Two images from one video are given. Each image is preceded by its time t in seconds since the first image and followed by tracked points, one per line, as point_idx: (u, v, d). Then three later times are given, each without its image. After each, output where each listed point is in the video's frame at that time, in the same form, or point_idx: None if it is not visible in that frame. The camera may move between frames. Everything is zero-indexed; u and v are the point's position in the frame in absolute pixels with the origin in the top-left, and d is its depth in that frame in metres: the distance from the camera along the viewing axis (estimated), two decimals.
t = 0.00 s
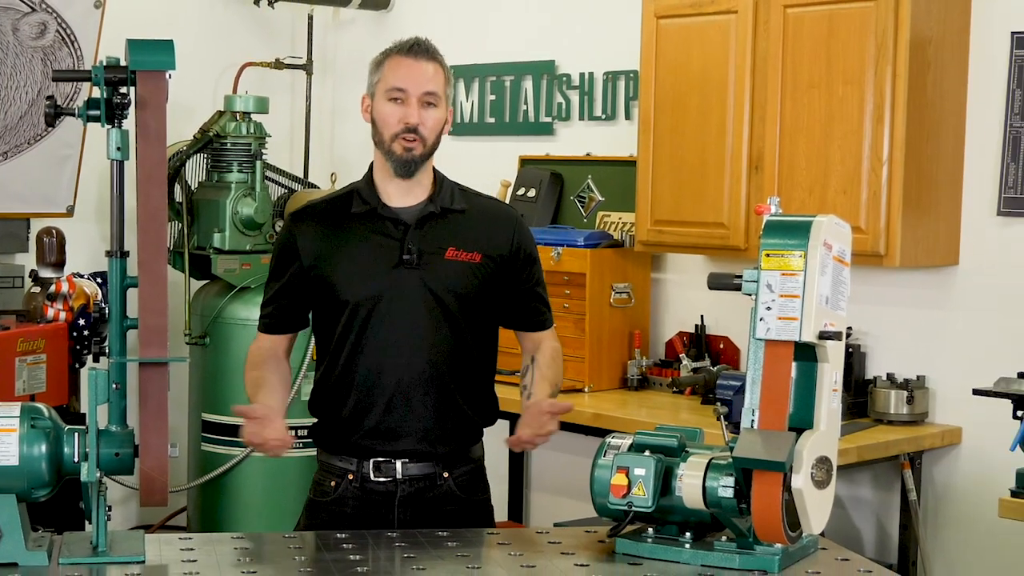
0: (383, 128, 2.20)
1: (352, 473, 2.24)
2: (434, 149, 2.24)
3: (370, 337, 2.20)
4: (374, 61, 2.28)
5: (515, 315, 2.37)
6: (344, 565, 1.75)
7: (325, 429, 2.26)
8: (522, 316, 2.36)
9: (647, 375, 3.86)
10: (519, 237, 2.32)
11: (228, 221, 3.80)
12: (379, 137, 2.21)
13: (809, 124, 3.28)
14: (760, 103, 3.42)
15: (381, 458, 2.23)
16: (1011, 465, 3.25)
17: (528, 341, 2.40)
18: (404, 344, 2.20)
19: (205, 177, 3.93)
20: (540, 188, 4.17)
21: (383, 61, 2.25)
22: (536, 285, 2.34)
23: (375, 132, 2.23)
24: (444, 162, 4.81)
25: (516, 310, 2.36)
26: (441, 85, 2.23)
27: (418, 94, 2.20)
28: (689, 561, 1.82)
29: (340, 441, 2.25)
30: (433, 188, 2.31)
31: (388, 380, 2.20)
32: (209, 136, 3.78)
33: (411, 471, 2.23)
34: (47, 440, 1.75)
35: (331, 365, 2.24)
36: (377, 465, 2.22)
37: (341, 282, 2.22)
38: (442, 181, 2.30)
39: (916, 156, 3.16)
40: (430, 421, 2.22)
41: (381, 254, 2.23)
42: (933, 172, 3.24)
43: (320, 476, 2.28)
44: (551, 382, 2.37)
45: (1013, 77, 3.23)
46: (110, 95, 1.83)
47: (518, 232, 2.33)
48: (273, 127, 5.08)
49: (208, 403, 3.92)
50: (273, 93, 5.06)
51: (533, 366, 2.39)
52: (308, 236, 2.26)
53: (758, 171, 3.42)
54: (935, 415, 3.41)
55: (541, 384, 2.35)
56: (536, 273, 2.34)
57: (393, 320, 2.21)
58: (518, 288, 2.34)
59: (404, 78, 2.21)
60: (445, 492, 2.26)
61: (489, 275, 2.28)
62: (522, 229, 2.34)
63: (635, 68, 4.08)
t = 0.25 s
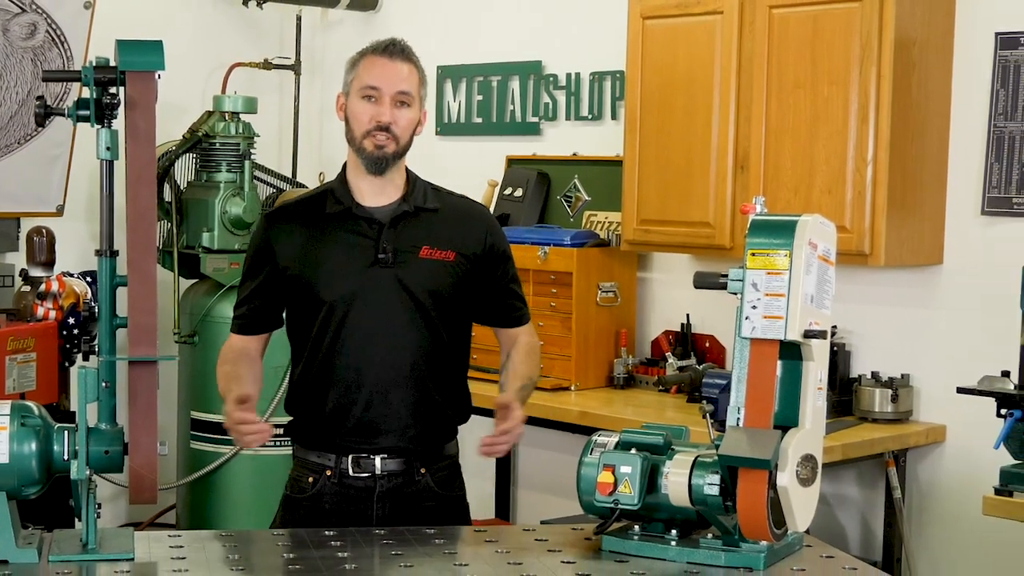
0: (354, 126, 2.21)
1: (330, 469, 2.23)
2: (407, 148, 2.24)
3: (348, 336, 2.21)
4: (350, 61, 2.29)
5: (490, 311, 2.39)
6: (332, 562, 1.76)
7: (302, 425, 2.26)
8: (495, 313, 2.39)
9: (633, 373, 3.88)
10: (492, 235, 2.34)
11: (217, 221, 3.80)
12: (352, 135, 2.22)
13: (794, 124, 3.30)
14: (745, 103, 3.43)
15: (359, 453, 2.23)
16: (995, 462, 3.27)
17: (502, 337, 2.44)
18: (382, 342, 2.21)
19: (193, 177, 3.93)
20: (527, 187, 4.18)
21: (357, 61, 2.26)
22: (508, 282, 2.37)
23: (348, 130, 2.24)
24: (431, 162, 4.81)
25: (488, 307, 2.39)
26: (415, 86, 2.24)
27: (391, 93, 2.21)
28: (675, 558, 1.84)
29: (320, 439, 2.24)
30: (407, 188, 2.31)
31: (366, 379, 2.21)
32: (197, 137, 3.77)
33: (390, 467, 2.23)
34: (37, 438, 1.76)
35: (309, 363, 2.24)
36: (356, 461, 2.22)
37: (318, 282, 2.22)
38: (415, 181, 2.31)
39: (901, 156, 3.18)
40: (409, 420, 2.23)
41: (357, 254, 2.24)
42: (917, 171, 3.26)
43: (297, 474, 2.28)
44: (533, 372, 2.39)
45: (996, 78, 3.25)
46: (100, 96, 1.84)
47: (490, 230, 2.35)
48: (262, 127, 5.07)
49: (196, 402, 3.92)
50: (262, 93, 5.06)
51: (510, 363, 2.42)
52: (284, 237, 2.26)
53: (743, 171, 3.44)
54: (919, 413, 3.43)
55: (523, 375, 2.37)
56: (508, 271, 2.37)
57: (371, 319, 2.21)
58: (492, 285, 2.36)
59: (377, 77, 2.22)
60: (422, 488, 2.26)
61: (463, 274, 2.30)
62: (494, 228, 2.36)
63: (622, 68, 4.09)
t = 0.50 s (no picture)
0: (332, 124, 2.22)
1: (306, 468, 2.24)
2: (384, 146, 2.25)
3: (327, 334, 2.23)
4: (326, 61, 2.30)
5: (460, 316, 2.38)
6: (319, 560, 1.76)
7: (279, 421, 2.27)
8: (466, 316, 2.38)
9: (619, 372, 3.89)
10: (465, 235, 2.34)
11: (206, 220, 3.80)
12: (329, 133, 2.23)
13: (778, 122, 3.32)
14: (731, 103, 3.45)
15: (336, 454, 2.24)
16: (978, 460, 3.30)
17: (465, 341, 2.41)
18: (361, 340, 2.23)
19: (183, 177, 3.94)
20: (514, 187, 4.19)
21: (333, 59, 2.27)
22: (481, 283, 2.37)
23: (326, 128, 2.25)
24: (418, 162, 4.81)
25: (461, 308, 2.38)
26: (390, 81, 2.25)
27: (366, 89, 2.23)
28: (660, 555, 1.85)
29: (299, 438, 2.25)
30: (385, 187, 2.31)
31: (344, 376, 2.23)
32: (187, 137, 3.80)
33: (365, 467, 2.24)
34: (26, 437, 1.75)
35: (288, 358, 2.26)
36: (332, 461, 2.23)
37: (297, 281, 2.23)
38: (393, 181, 2.31)
39: (885, 156, 3.20)
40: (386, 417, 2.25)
41: (335, 252, 2.24)
42: (901, 171, 3.27)
43: (274, 473, 2.28)
44: (478, 375, 2.34)
45: (980, 78, 3.27)
46: (90, 96, 1.84)
47: (465, 231, 2.35)
48: (250, 127, 5.07)
49: (183, 401, 3.91)
50: (250, 94, 5.06)
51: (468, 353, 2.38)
52: (265, 237, 2.24)
53: (728, 170, 3.46)
54: (904, 410, 3.45)
55: (467, 374, 2.32)
56: (482, 271, 2.37)
57: (349, 318, 2.23)
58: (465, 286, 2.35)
59: (352, 73, 2.23)
60: (400, 488, 2.27)
61: (439, 274, 2.30)
62: (469, 229, 2.36)
63: (608, 69, 4.11)
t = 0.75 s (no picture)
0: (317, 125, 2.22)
1: (298, 465, 2.25)
2: (373, 143, 2.24)
3: (317, 334, 2.24)
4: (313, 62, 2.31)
5: (460, 315, 2.36)
6: (307, 557, 1.77)
7: (272, 420, 2.29)
8: (465, 316, 2.36)
9: (605, 370, 3.91)
10: (459, 235, 2.32)
11: (194, 220, 3.80)
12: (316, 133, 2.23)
13: (764, 123, 3.33)
14: (716, 103, 3.47)
15: (326, 451, 2.24)
16: (962, 457, 3.32)
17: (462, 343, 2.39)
18: (350, 341, 2.24)
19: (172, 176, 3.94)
20: (500, 187, 4.20)
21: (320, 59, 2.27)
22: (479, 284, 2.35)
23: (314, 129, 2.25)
24: (405, 161, 4.82)
25: (458, 308, 2.36)
26: (376, 79, 2.25)
27: (350, 88, 2.22)
28: (647, 553, 1.86)
29: (290, 435, 2.26)
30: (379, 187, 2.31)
31: (334, 376, 2.24)
32: (175, 137, 3.79)
33: (356, 465, 2.25)
34: (16, 434, 1.76)
35: (281, 355, 2.28)
36: (322, 458, 2.24)
37: (288, 280, 2.24)
38: (387, 181, 2.31)
39: (870, 156, 3.22)
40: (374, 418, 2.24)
41: (326, 253, 2.25)
42: (886, 170, 3.29)
43: (268, 468, 2.29)
44: (470, 378, 2.32)
45: (964, 78, 3.29)
46: (79, 96, 1.84)
47: (462, 230, 2.33)
48: (239, 127, 5.08)
49: (173, 399, 3.92)
50: (239, 94, 5.06)
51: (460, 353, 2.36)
52: (258, 235, 2.27)
53: (714, 170, 3.48)
54: (888, 409, 3.48)
55: (457, 377, 2.30)
56: (479, 271, 2.34)
57: (339, 318, 2.23)
58: (459, 287, 2.34)
59: (337, 74, 2.23)
60: (390, 485, 2.28)
61: (432, 274, 2.29)
62: (465, 228, 2.34)
63: (594, 69, 4.12)
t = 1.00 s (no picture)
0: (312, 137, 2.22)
1: (297, 463, 2.26)
2: (370, 151, 2.25)
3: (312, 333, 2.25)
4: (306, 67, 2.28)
5: (461, 315, 2.36)
6: (296, 554, 1.78)
7: (273, 420, 2.31)
8: (466, 316, 2.36)
9: (592, 369, 3.92)
10: (457, 235, 2.32)
11: (183, 219, 3.81)
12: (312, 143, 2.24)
13: (749, 123, 3.35)
14: (703, 103, 3.49)
15: (323, 449, 2.25)
16: (946, 455, 3.34)
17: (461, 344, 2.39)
18: (344, 341, 2.24)
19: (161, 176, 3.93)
20: (487, 186, 4.21)
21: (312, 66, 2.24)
22: (477, 284, 2.34)
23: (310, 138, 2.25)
24: (391, 160, 4.83)
25: (458, 308, 2.36)
26: (369, 88, 2.23)
27: (343, 100, 2.21)
28: (632, 550, 1.87)
29: (288, 432, 2.28)
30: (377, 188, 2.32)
31: (328, 375, 2.25)
32: (164, 137, 3.78)
33: (353, 462, 2.25)
34: (7, 432, 1.75)
35: (279, 353, 2.31)
36: (320, 456, 2.25)
37: (284, 280, 2.26)
38: (387, 180, 2.31)
39: (855, 156, 3.24)
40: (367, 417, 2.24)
41: (321, 253, 2.26)
42: (870, 170, 3.31)
43: (269, 465, 2.31)
44: (465, 379, 2.32)
45: (948, 78, 3.32)
46: (69, 97, 1.85)
47: (460, 231, 2.33)
48: (227, 127, 5.08)
49: (162, 397, 3.93)
50: (227, 94, 5.06)
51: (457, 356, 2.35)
52: (256, 235, 2.29)
53: (700, 170, 3.49)
54: (873, 407, 3.50)
55: (452, 378, 2.30)
56: (477, 271, 2.33)
57: (333, 317, 2.24)
58: (458, 288, 2.33)
59: (328, 86, 2.21)
60: (387, 483, 2.28)
61: (427, 275, 2.29)
62: (464, 229, 2.34)
63: (580, 69, 4.13)
